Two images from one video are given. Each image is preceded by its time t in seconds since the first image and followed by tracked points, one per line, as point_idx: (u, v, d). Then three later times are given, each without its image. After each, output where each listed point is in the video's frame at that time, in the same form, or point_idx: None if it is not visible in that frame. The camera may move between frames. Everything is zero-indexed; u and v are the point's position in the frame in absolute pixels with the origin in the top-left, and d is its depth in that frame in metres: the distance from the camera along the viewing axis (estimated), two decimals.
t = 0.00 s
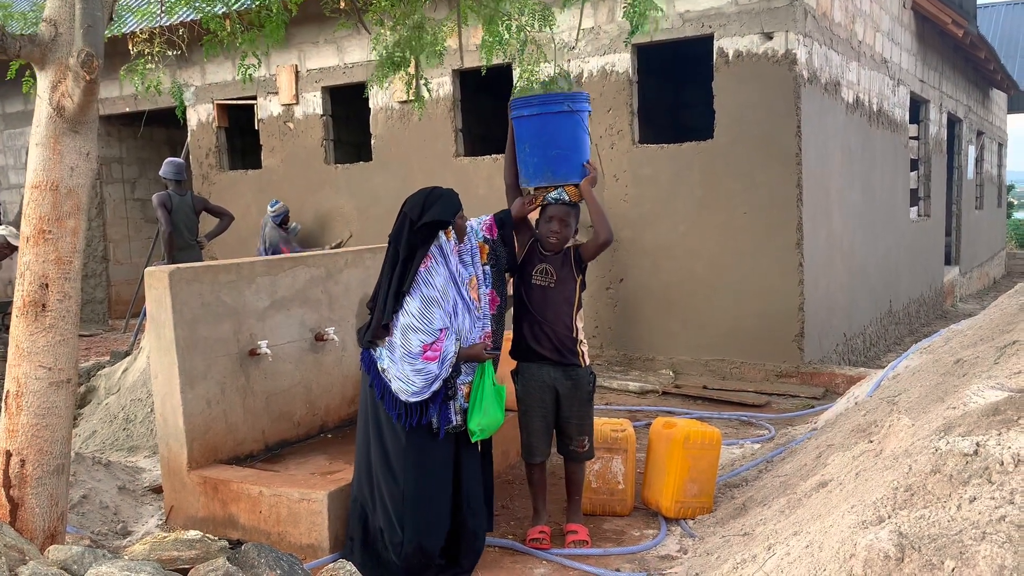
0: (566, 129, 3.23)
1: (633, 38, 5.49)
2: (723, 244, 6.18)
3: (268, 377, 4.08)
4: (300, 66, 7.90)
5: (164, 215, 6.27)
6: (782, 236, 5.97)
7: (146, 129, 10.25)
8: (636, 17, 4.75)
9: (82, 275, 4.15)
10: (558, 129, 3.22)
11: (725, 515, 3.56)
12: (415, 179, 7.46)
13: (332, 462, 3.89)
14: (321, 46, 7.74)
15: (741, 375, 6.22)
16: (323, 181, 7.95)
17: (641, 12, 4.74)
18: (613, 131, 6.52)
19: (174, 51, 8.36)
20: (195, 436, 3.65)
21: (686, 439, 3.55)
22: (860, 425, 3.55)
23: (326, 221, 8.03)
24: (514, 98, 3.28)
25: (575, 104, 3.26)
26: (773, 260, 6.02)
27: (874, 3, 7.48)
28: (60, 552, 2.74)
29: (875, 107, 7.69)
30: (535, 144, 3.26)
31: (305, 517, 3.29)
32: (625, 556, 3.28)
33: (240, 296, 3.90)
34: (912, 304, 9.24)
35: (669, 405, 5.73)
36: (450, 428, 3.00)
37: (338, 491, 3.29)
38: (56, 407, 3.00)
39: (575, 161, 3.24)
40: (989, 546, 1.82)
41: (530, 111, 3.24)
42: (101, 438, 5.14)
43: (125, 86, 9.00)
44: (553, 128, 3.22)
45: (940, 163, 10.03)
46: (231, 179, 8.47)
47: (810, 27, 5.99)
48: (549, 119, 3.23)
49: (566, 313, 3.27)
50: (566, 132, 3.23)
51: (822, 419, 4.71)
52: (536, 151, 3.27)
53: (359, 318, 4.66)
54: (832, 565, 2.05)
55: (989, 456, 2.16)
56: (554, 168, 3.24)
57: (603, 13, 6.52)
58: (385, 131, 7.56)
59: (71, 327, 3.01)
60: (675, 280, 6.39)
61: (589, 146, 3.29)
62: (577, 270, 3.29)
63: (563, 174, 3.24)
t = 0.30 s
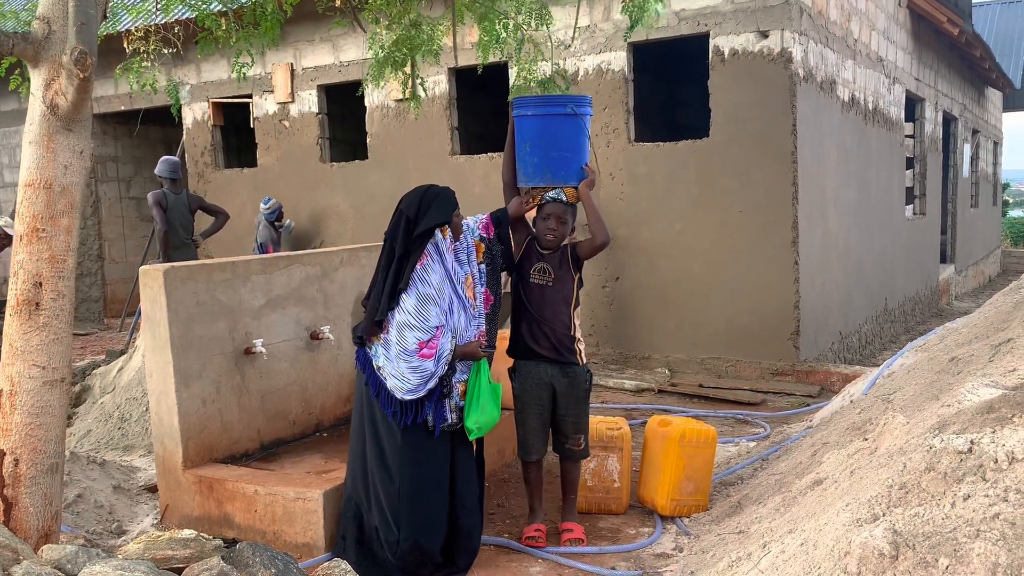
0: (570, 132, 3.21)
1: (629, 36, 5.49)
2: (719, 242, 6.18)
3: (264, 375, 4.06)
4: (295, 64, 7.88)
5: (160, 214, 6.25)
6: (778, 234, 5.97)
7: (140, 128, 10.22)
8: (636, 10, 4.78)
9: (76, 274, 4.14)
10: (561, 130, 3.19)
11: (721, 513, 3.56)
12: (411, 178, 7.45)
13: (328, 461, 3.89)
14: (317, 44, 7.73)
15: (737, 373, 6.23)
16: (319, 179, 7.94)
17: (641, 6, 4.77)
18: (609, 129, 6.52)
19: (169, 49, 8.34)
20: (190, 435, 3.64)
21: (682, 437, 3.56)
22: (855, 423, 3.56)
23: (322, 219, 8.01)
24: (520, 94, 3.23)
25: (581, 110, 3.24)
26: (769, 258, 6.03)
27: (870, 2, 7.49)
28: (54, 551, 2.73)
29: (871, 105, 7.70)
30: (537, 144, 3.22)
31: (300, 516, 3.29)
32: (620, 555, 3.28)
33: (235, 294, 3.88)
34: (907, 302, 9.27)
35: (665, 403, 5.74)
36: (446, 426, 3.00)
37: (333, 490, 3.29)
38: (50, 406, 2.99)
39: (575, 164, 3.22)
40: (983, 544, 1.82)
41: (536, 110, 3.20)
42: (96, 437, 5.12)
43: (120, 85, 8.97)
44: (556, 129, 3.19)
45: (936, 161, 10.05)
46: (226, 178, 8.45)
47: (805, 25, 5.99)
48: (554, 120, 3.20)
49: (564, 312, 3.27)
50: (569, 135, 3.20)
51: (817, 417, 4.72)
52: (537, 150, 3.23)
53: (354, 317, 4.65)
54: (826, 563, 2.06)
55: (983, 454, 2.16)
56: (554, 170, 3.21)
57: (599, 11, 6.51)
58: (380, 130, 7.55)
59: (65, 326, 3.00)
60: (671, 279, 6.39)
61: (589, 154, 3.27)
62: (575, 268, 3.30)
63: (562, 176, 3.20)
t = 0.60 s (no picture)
0: (572, 134, 3.27)
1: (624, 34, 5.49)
2: (715, 240, 6.19)
3: (259, 374, 4.06)
4: (290, 63, 7.87)
5: (155, 213, 6.24)
6: (774, 233, 5.98)
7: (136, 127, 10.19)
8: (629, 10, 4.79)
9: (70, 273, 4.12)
10: (565, 132, 3.25)
11: (716, 511, 3.56)
12: (406, 177, 7.44)
13: (323, 460, 3.88)
14: (312, 43, 7.72)
15: (733, 371, 6.24)
16: (315, 178, 7.93)
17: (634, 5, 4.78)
18: (605, 128, 6.52)
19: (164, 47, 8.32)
20: (185, 434, 3.63)
21: (677, 436, 3.56)
22: (851, 421, 3.56)
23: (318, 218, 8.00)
24: (524, 95, 3.27)
25: (583, 112, 3.30)
26: (764, 256, 6.03)
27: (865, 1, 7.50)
28: (48, 551, 2.72)
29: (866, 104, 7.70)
30: (540, 145, 3.26)
31: (296, 515, 3.28)
32: (616, 553, 3.28)
33: (230, 293, 3.88)
34: (903, 300, 9.28)
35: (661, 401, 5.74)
36: (442, 424, 2.99)
37: (329, 489, 3.28)
38: (44, 405, 2.98)
39: (577, 166, 3.28)
40: (978, 542, 1.83)
41: (541, 111, 3.24)
42: (91, 436, 5.11)
43: (115, 83, 8.95)
44: (560, 130, 3.25)
45: (931, 160, 10.06)
46: (221, 177, 8.43)
47: (800, 24, 6.00)
48: (558, 122, 3.25)
49: (566, 312, 3.27)
50: (572, 137, 3.26)
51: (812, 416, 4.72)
52: (540, 151, 3.26)
53: (350, 316, 4.64)
54: (821, 561, 2.06)
55: (978, 452, 2.16)
56: (557, 171, 3.25)
57: (595, 10, 6.51)
58: (376, 129, 7.54)
59: (60, 325, 3.00)
60: (668, 277, 6.39)
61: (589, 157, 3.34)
62: (576, 269, 3.30)
63: (564, 178, 3.25)
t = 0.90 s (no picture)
0: (572, 144, 3.16)
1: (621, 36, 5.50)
2: (711, 241, 6.20)
3: (255, 375, 4.05)
4: (288, 63, 7.86)
5: (151, 213, 6.22)
6: (771, 235, 5.99)
7: (132, 127, 10.17)
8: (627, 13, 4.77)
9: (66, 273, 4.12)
10: (563, 141, 3.15)
11: (713, 512, 3.57)
12: (403, 177, 7.44)
13: (320, 461, 3.88)
14: (309, 43, 7.71)
15: (729, 372, 6.25)
16: (312, 179, 7.92)
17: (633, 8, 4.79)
18: (601, 129, 6.52)
19: (160, 48, 8.31)
20: (181, 435, 3.63)
21: (674, 437, 3.56)
22: (847, 422, 3.57)
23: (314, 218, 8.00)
24: (523, 104, 3.17)
25: (584, 120, 3.19)
26: (761, 258, 6.04)
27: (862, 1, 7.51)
28: (44, 552, 2.71)
29: (862, 105, 7.71)
30: (538, 154, 3.17)
31: (292, 517, 3.28)
32: (612, 554, 3.28)
33: (227, 294, 3.87)
34: (899, 301, 9.29)
35: (658, 402, 5.74)
36: (437, 424, 2.99)
37: (326, 490, 3.29)
38: (40, 406, 2.98)
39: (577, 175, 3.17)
40: (973, 542, 1.84)
41: (539, 120, 3.14)
42: (87, 437, 5.10)
43: (112, 83, 8.94)
44: (559, 140, 3.14)
45: (927, 160, 10.09)
46: (218, 177, 8.42)
47: (797, 25, 6.01)
48: (557, 132, 3.14)
49: (564, 320, 3.28)
50: (571, 147, 3.16)
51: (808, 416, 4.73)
52: (538, 160, 3.18)
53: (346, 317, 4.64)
54: (817, 562, 2.06)
55: (973, 453, 2.17)
56: (555, 180, 3.16)
57: (592, 11, 6.52)
58: (373, 129, 7.54)
59: (56, 326, 2.99)
60: (664, 277, 6.40)
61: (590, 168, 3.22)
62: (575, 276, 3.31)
63: (563, 188, 3.16)
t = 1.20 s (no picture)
0: (572, 126, 3.22)
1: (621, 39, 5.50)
2: (710, 242, 6.20)
3: (255, 377, 4.05)
4: (287, 64, 7.87)
5: (151, 215, 6.22)
6: (769, 236, 6.00)
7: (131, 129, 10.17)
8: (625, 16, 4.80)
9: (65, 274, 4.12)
10: (562, 128, 3.21)
11: (712, 513, 3.57)
12: (403, 179, 7.44)
13: (320, 462, 3.88)
14: (309, 45, 7.72)
15: (728, 374, 6.25)
16: (311, 181, 7.92)
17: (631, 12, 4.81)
18: (601, 131, 6.53)
19: (160, 49, 8.31)
20: (180, 436, 3.63)
21: (673, 438, 3.56)
22: (846, 423, 3.57)
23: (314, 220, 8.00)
24: (515, 93, 3.20)
25: (580, 101, 3.22)
26: (759, 260, 6.05)
27: (860, 4, 7.52)
28: (43, 554, 2.71)
29: (861, 107, 7.72)
30: (541, 144, 3.24)
31: (291, 518, 3.28)
32: (612, 555, 3.29)
33: (227, 295, 3.87)
34: (898, 303, 9.30)
35: (657, 404, 5.75)
36: (431, 426, 2.99)
37: (324, 491, 3.29)
38: (40, 407, 2.98)
39: (581, 156, 3.25)
40: (972, 544, 1.84)
41: (535, 110, 3.19)
42: (86, 439, 5.10)
43: (111, 85, 8.94)
44: (559, 126, 3.20)
45: (926, 162, 10.10)
46: (218, 179, 8.42)
47: (796, 27, 6.02)
48: (556, 117, 3.19)
49: (563, 310, 3.27)
50: (571, 130, 3.22)
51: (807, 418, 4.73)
52: (542, 149, 3.25)
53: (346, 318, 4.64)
54: (817, 563, 2.06)
55: (973, 454, 2.17)
56: (562, 167, 3.26)
57: (591, 13, 6.52)
58: (373, 131, 7.54)
59: (56, 327, 2.99)
60: (663, 279, 6.40)
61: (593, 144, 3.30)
62: (575, 267, 3.31)
63: (572, 172, 3.26)
